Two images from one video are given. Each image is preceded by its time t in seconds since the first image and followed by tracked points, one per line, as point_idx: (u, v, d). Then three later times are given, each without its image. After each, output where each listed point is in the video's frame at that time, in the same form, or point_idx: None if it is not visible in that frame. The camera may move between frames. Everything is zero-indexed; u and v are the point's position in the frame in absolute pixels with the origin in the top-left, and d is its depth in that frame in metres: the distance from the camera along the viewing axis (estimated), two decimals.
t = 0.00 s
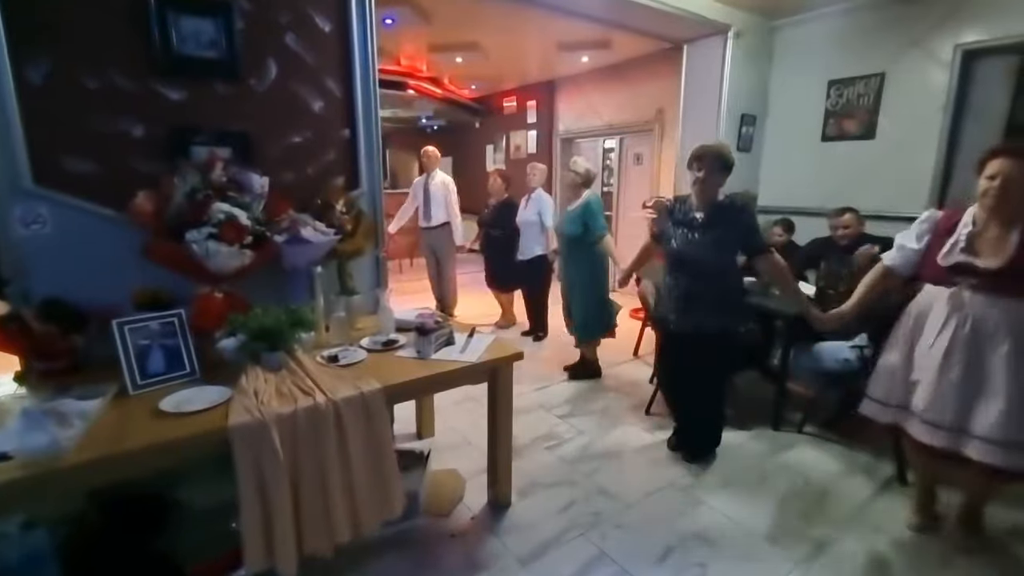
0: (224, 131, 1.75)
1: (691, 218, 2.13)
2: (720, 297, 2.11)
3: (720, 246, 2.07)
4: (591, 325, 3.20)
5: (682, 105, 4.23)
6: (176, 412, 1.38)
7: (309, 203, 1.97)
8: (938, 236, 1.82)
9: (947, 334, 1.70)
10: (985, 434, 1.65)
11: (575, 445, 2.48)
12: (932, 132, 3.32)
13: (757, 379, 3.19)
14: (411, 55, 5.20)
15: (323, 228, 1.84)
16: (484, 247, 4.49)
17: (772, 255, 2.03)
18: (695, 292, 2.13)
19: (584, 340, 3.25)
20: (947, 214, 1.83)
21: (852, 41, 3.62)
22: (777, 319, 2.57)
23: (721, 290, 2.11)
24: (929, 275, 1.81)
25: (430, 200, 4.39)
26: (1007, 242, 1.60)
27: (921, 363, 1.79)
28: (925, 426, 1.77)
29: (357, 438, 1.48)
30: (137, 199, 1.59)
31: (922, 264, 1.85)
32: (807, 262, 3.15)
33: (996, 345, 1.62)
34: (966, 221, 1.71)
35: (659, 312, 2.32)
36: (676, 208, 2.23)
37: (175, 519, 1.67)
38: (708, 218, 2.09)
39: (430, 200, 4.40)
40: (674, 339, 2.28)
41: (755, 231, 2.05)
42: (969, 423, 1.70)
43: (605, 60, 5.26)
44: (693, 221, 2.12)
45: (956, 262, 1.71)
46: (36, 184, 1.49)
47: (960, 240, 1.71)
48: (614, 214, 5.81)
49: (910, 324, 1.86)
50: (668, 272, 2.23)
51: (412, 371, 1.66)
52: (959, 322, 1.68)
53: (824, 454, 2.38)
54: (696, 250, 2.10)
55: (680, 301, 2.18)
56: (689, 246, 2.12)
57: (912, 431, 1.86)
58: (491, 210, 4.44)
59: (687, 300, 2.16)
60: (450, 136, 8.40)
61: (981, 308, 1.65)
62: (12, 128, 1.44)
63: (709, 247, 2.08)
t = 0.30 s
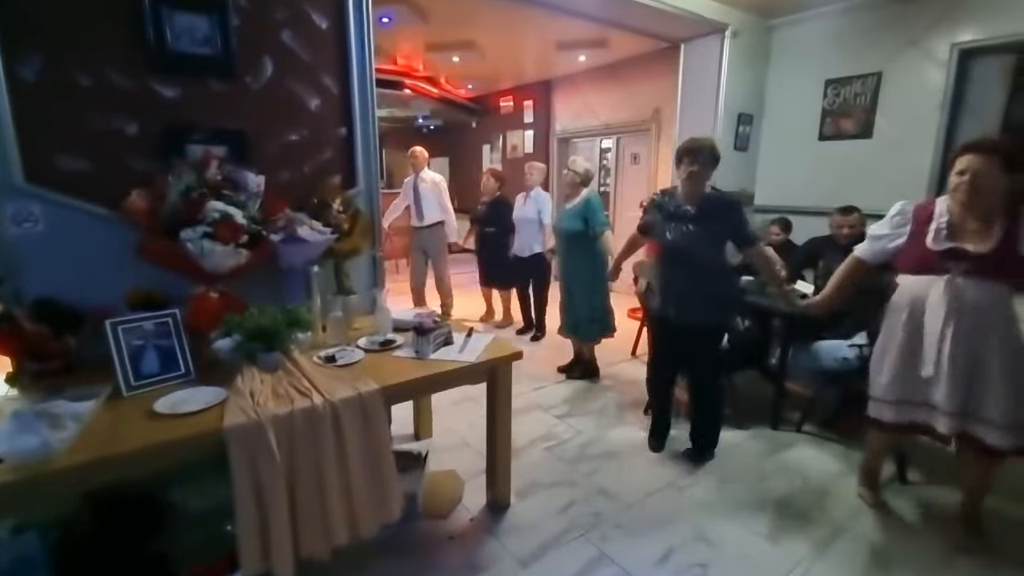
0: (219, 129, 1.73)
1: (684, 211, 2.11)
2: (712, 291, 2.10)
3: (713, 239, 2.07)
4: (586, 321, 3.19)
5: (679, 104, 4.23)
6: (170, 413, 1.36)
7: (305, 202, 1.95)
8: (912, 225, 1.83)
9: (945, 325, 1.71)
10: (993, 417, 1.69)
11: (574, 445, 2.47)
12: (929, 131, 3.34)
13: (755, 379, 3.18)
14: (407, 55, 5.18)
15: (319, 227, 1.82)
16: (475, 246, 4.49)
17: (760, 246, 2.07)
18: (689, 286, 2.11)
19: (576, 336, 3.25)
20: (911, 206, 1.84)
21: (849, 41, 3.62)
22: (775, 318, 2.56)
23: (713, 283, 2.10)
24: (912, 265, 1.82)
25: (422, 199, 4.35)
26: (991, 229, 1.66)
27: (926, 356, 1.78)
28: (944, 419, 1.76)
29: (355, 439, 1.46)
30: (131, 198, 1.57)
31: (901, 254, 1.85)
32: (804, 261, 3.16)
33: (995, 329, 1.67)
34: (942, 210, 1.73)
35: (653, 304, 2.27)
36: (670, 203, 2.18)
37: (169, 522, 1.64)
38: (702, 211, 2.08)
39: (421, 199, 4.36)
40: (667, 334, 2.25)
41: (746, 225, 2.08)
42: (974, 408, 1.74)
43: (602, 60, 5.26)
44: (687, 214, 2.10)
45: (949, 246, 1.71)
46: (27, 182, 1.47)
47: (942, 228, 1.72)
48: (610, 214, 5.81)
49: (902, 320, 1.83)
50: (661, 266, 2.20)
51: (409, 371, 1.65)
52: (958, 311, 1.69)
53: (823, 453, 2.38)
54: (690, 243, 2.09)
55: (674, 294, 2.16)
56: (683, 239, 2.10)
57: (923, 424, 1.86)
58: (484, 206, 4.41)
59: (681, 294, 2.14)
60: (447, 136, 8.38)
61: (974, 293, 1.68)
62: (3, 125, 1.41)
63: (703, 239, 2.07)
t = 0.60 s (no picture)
0: (213, 129, 1.72)
1: (672, 211, 2.12)
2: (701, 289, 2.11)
3: (701, 238, 2.08)
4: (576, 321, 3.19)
5: (675, 106, 4.23)
6: (164, 417, 1.34)
7: (300, 203, 1.93)
8: (888, 224, 1.86)
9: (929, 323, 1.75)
10: (959, 404, 1.80)
11: (571, 446, 2.47)
12: (923, 132, 3.36)
13: (752, 379, 3.19)
14: (403, 55, 5.17)
15: (315, 228, 1.81)
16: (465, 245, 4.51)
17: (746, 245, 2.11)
18: (678, 284, 2.11)
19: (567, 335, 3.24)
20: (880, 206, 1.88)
21: (844, 42, 3.64)
22: (771, 318, 2.57)
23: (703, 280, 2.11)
24: (893, 263, 1.83)
25: (414, 200, 4.34)
26: (961, 225, 1.73)
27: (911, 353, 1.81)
28: (921, 412, 1.82)
29: (351, 443, 1.45)
30: (124, 199, 1.55)
31: (878, 252, 1.87)
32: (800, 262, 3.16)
33: (970, 325, 1.74)
34: (916, 209, 1.79)
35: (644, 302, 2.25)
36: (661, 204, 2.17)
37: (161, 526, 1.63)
38: (690, 210, 2.09)
39: (411, 200, 4.35)
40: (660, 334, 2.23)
41: (730, 225, 2.10)
42: (948, 398, 1.81)
43: (598, 60, 5.25)
44: (676, 214, 2.11)
45: (927, 245, 1.76)
46: (20, 184, 1.45)
47: (920, 227, 1.78)
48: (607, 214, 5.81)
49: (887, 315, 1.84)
50: (649, 266, 2.20)
51: (405, 372, 1.64)
52: (939, 310, 1.74)
53: (819, 453, 2.38)
54: (679, 242, 2.09)
55: (665, 294, 2.15)
56: (671, 238, 2.10)
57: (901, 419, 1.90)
58: (476, 206, 4.45)
59: (670, 293, 2.14)
60: (443, 136, 8.36)
61: (953, 292, 1.73)
62: None
63: (691, 238, 2.09)
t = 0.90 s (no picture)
0: (204, 128, 1.70)
1: (665, 215, 2.12)
2: (690, 294, 2.11)
3: (693, 243, 2.07)
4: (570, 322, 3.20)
5: (669, 106, 4.24)
6: (153, 420, 1.32)
7: (292, 204, 1.92)
8: (870, 233, 1.88)
9: (910, 327, 1.77)
10: (937, 404, 1.82)
11: (565, 447, 2.46)
12: (914, 134, 3.39)
13: (745, 379, 3.20)
14: (397, 55, 5.14)
15: (307, 228, 1.80)
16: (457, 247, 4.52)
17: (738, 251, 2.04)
18: (669, 289, 2.12)
19: (561, 336, 3.26)
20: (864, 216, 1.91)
21: (836, 44, 3.66)
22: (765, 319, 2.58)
23: (694, 284, 2.10)
24: (874, 270, 1.86)
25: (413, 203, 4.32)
26: (941, 234, 1.75)
27: (893, 356, 1.82)
28: (903, 413, 1.83)
29: (344, 445, 1.43)
30: (112, 199, 1.53)
31: (860, 261, 1.90)
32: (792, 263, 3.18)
33: (951, 329, 1.76)
34: (898, 217, 1.81)
35: (636, 307, 2.24)
36: (654, 210, 2.17)
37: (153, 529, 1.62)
38: (682, 214, 2.08)
39: (410, 202, 4.32)
40: (652, 338, 2.23)
41: (724, 228, 2.06)
42: (928, 398, 1.84)
43: (592, 61, 5.26)
44: (668, 218, 2.11)
45: (906, 254, 1.78)
46: (6, 183, 1.43)
47: (900, 235, 1.80)
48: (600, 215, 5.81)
49: (868, 320, 1.86)
50: (641, 269, 2.22)
51: (398, 374, 1.63)
52: (920, 316, 1.76)
53: (812, 453, 2.39)
54: (670, 247, 2.09)
55: (656, 298, 2.15)
56: (663, 243, 2.11)
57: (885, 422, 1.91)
58: (469, 209, 4.42)
59: (660, 297, 2.14)
60: (437, 136, 8.33)
61: (934, 298, 1.75)
62: None
63: (682, 244, 2.08)
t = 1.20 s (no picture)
0: (185, 126, 1.66)
1: (663, 214, 2.12)
2: (689, 290, 2.11)
3: (690, 239, 2.07)
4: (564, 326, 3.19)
5: (655, 108, 4.27)
6: (131, 424, 1.29)
7: (276, 203, 1.88)
8: (869, 227, 1.91)
9: (903, 317, 1.80)
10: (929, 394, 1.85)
11: (553, 447, 2.46)
12: (893, 136, 3.46)
13: (731, 378, 3.23)
14: (383, 53, 5.10)
15: (292, 228, 1.77)
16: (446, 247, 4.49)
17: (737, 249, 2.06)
18: (668, 286, 2.12)
19: (555, 343, 3.21)
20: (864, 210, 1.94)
21: (818, 47, 3.72)
22: (750, 318, 2.61)
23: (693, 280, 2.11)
24: (870, 263, 1.90)
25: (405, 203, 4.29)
26: (939, 230, 1.77)
27: (885, 344, 1.85)
28: (894, 401, 1.86)
29: (330, 448, 1.41)
30: (89, 197, 1.49)
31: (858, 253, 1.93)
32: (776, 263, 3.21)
33: (942, 321, 1.79)
34: (897, 213, 1.84)
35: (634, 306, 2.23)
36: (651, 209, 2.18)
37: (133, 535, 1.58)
38: (680, 210, 2.09)
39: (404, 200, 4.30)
40: (647, 337, 2.24)
41: (724, 227, 2.07)
42: (918, 389, 1.86)
43: (579, 62, 5.27)
44: (666, 216, 2.11)
45: (902, 249, 1.81)
46: None
47: (898, 230, 1.83)
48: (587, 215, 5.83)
49: (863, 309, 1.89)
50: (639, 268, 2.22)
51: (385, 375, 1.61)
52: (912, 306, 1.79)
53: (796, 450, 2.42)
54: (669, 244, 2.09)
55: (654, 295, 2.15)
56: (661, 242, 2.11)
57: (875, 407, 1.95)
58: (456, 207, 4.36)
59: (660, 295, 2.14)
60: (423, 136, 8.29)
61: (927, 290, 1.78)
62: None
63: (680, 243, 2.08)
